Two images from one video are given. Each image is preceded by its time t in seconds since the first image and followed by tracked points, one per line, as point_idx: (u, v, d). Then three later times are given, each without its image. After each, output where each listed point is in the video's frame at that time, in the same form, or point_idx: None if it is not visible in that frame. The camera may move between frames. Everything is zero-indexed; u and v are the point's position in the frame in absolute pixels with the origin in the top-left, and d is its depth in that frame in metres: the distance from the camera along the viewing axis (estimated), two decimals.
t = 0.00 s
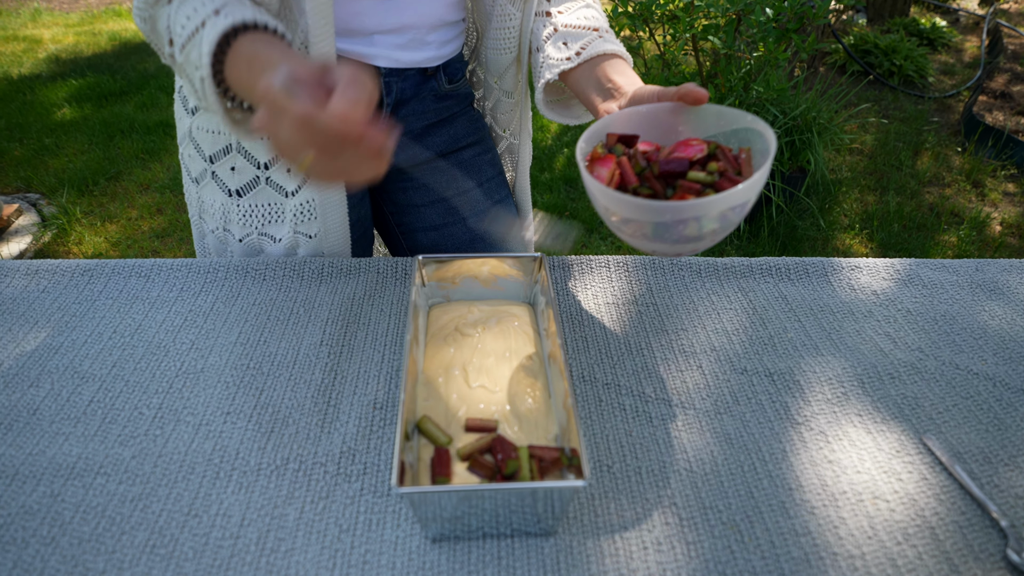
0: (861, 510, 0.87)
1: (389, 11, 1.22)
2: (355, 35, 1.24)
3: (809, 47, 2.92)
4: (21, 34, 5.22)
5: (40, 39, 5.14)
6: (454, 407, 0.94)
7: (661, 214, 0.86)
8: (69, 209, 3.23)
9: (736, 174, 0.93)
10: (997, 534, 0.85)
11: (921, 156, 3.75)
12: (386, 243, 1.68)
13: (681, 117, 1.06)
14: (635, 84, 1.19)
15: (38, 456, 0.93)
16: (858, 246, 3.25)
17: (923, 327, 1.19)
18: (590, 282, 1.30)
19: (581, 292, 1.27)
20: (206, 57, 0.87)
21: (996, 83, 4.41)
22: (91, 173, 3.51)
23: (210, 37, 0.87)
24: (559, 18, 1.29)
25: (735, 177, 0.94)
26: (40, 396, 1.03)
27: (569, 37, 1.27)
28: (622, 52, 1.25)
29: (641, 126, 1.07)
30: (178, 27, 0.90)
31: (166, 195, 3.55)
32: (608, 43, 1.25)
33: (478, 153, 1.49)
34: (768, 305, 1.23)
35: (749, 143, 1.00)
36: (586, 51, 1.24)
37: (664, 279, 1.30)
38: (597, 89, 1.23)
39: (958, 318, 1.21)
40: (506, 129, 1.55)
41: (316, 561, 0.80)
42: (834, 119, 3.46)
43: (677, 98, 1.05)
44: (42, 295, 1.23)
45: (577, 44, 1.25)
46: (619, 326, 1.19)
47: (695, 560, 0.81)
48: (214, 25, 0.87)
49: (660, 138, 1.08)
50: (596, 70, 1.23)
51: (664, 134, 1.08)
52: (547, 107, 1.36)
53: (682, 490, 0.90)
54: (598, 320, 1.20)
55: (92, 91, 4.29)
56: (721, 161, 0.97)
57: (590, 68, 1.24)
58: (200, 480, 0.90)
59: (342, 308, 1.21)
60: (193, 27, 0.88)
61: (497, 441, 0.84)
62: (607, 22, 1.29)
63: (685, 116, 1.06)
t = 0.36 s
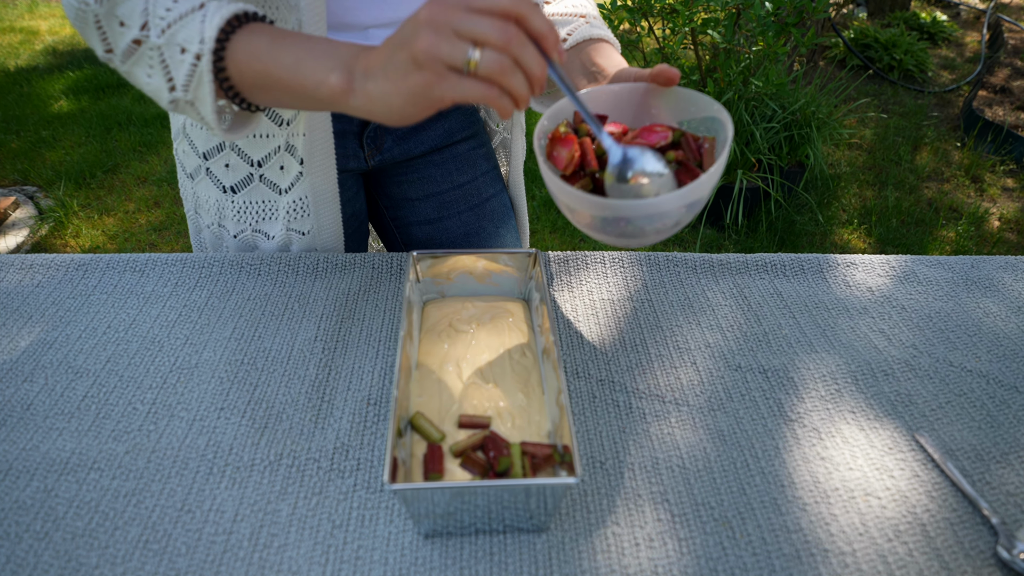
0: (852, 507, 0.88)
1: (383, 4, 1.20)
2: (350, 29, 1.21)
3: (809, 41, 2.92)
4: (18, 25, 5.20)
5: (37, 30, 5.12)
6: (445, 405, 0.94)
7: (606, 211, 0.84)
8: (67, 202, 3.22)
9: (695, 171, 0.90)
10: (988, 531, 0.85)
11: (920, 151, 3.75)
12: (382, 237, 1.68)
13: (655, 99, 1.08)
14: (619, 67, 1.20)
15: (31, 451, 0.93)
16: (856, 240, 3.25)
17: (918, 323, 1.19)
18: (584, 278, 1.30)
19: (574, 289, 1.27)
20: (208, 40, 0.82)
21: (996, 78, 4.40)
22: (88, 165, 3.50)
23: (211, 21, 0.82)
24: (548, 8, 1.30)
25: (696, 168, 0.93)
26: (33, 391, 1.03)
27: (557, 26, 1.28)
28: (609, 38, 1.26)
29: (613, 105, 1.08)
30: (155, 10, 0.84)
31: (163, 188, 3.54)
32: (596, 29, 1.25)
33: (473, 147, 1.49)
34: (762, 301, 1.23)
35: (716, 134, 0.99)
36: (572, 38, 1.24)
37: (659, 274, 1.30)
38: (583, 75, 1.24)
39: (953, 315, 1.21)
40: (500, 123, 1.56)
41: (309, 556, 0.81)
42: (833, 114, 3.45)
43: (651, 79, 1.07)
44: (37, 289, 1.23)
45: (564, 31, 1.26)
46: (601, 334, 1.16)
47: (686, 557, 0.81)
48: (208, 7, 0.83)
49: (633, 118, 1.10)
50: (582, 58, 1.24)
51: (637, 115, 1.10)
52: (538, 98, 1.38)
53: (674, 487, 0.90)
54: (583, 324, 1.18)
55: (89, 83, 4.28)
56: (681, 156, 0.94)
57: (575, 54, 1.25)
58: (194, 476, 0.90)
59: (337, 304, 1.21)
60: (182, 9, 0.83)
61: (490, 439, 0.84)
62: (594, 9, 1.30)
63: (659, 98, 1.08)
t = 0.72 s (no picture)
0: (844, 504, 0.89)
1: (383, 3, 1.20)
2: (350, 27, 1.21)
3: (808, 39, 2.92)
4: (17, 21, 5.19)
5: (35, 25, 5.11)
6: (441, 401, 0.95)
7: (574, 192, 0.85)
8: (66, 199, 3.22)
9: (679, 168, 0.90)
10: (976, 528, 0.86)
11: (919, 149, 3.75)
12: (381, 235, 1.68)
13: (655, 104, 1.09)
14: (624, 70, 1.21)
15: (32, 447, 0.94)
16: (854, 238, 3.26)
17: (911, 323, 1.20)
18: (581, 276, 1.31)
19: (573, 287, 1.28)
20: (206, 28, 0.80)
21: (995, 76, 4.41)
22: (87, 161, 3.50)
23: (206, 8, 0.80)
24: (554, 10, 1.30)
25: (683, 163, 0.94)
26: (33, 388, 1.03)
27: (563, 27, 1.28)
28: (614, 40, 1.26)
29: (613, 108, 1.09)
30: None
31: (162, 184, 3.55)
32: (602, 32, 1.26)
33: (473, 145, 1.49)
34: (757, 300, 1.24)
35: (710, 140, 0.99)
36: (579, 41, 1.25)
37: (656, 273, 1.31)
38: (588, 77, 1.25)
39: (947, 314, 1.22)
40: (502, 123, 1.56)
41: (306, 551, 0.82)
42: (831, 112, 3.46)
43: (651, 84, 1.07)
44: (36, 286, 1.24)
45: (570, 33, 1.26)
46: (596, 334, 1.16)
47: (679, 553, 0.82)
48: None
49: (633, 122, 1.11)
50: (587, 60, 1.26)
51: (636, 119, 1.11)
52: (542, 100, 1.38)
53: (668, 483, 0.91)
54: (581, 324, 1.19)
55: (88, 78, 4.27)
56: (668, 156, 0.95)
57: (580, 57, 1.26)
58: (192, 472, 0.91)
59: (335, 301, 1.22)
60: None
61: (486, 436, 0.85)
62: (602, 11, 1.30)
63: (660, 104, 1.08)
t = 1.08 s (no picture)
0: (845, 505, 0.89)
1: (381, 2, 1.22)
2: (349, 28, 1.23)
3: (809, 39, 2.93)
4: (19, 20, 5.20)
5: (38, 25, 5.12)
6: (444, 401, 0.96)
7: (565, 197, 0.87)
8: (68, 198, 3.23)
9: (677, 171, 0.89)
10: (978, 529, 0.87)
11: (920, 150, 3.75)
12: (381, 235, 1.69)
13: (654, 100, 1.09)
14: (621, 68, 1.21)
15: (36, 446, 0.95)
16: (855, 239, 3.26)
17: (912, 323, 1.20)
18: (583, 277, 1.31)
19: (575, 289, 1.28)
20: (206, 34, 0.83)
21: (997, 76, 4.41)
22: (89, 161, 3.51)
23: (206, 15, 0.82)
24: (552, 14, 1.32)
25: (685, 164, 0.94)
26: (37, 387, 1.04)
27: (561, 30, 1.29)
28: (613, 42, 1.26)
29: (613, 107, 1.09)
30: None
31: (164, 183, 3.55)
32: (599, 33, 1.26)
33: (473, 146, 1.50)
34: (758, 300, 1.25)
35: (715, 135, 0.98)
36: (576, 42, 1.26)
37: (657, 274, 1.31)
38: (586, 78, 1.25)
39: (948, 315, 1.23)
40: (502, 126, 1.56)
41: (309, 551, 0.82)
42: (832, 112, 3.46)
43: (648, 81, 1.08)
44: (40, 286, 1.24)
45: (568, 34, 1.27)
46: (592, 337, 1.16)
47: (680, 553, 0.83)
48: None
49: (633, 120, 1.11)
50: (585, 60, 1.26)
51: (636, 115, 1.11)
52: (541, 103, 1.38)
53: (669, 484, 0.91)
54: (578, 326, 1.18)
55: (90, 78, 4.28)
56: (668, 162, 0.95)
57: (578, 57, 1.27)
58: (196, 471, 0.91)
59: (337, 301, 1.22)
60: None
61: (487, 437, 0.86)
62: (600, 14, 1.31)
63: (658, 100, 1.08)
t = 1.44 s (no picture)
0: (841, 503, 0.90)
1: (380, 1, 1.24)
2: (347, 25, 1.25)
3: (809, 39, 2.94)
4: (19, 16, 5.19)
5: (38, 21, 5.11)
6: (444, 395, 0.96)
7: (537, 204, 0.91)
8: (68, 194, 3.23)
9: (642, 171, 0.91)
10: (973, 527, 0.87)
11: (919, 150, 3.76)
12: (380, 233, 1.69)
13: (639, 102, 1.10)
14: (616, 68, 1.22)
15: (37, 441, 0.95)
16: (854, 239, 3.26)
17: (909, 323, 1.21)
18: (582, 275, 1.32)
19: (575, 287, 1.29)
20: (220, 56, 0.90)
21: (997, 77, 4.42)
22: (89, 157, 3.51)
23: (222, 36, 0.90)
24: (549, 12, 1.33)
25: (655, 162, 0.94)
26: (39, 382, 1.04)
27: (558, 29, 1.30)
28: (609, 40, 1.27)
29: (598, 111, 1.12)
30: (171, 19, 0.92)
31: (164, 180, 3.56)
32: (596, 31, 1.28)
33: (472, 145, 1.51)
34: (757, 299, 1.25)
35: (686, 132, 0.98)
36: (573, 41, 1.27)
37: (656, 272, 1.32)
38: (581, 76, 1.27)
39: (945, 315, 1.23)
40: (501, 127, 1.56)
41: (308, 546, 0.82)
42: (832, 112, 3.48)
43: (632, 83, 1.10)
44: (41, 282, 1.24)
45: (564, 33, 1.28)
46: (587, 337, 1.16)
47: (677, 549, 0.83)
48: (218, 21, 0.90)
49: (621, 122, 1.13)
50: (581, 59, 1.27)
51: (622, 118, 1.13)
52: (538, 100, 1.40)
53: (667, 481, 0.92)
54: (575, 325, 1.18)
55: (90, 74, 4.28)
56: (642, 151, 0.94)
57: (575, 57, 1.28)
58: (196, 466, 0.92)
59: (337, 298, 1.23)
60: (194, 22, 0.91)
61: (486, 433, 0.86)
62: (596, 13, 1.32)
63: (643, 100, 1.10)
